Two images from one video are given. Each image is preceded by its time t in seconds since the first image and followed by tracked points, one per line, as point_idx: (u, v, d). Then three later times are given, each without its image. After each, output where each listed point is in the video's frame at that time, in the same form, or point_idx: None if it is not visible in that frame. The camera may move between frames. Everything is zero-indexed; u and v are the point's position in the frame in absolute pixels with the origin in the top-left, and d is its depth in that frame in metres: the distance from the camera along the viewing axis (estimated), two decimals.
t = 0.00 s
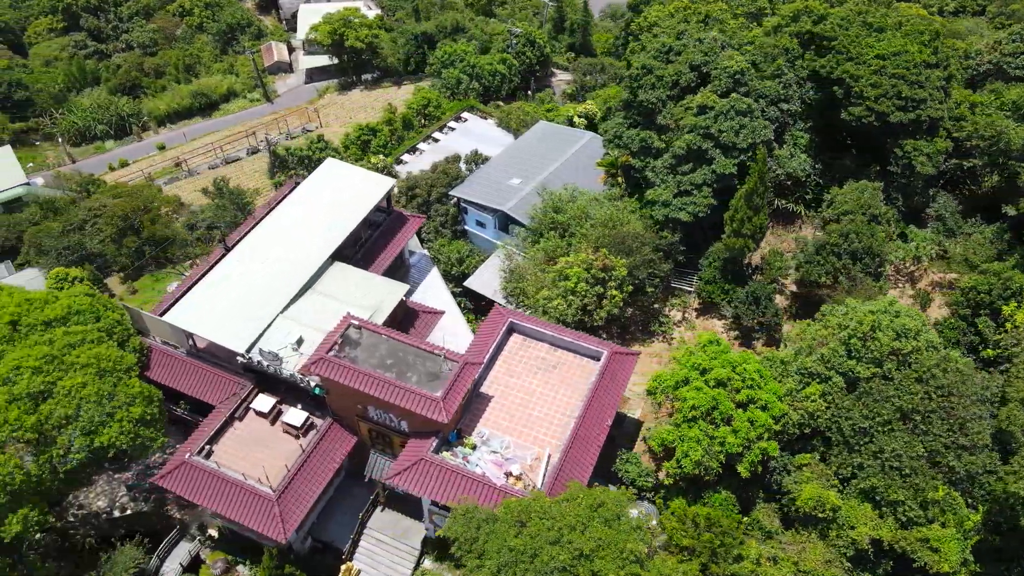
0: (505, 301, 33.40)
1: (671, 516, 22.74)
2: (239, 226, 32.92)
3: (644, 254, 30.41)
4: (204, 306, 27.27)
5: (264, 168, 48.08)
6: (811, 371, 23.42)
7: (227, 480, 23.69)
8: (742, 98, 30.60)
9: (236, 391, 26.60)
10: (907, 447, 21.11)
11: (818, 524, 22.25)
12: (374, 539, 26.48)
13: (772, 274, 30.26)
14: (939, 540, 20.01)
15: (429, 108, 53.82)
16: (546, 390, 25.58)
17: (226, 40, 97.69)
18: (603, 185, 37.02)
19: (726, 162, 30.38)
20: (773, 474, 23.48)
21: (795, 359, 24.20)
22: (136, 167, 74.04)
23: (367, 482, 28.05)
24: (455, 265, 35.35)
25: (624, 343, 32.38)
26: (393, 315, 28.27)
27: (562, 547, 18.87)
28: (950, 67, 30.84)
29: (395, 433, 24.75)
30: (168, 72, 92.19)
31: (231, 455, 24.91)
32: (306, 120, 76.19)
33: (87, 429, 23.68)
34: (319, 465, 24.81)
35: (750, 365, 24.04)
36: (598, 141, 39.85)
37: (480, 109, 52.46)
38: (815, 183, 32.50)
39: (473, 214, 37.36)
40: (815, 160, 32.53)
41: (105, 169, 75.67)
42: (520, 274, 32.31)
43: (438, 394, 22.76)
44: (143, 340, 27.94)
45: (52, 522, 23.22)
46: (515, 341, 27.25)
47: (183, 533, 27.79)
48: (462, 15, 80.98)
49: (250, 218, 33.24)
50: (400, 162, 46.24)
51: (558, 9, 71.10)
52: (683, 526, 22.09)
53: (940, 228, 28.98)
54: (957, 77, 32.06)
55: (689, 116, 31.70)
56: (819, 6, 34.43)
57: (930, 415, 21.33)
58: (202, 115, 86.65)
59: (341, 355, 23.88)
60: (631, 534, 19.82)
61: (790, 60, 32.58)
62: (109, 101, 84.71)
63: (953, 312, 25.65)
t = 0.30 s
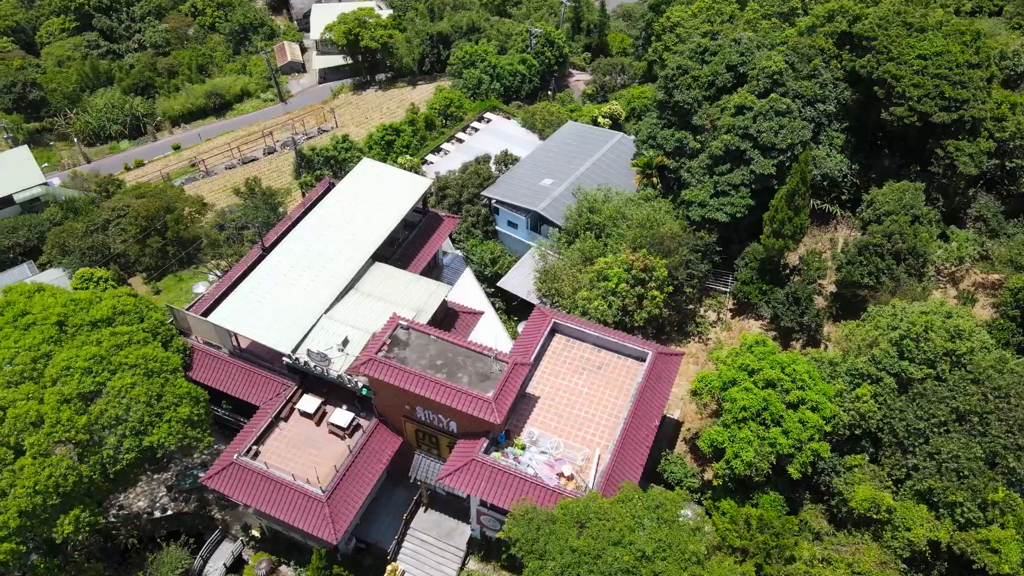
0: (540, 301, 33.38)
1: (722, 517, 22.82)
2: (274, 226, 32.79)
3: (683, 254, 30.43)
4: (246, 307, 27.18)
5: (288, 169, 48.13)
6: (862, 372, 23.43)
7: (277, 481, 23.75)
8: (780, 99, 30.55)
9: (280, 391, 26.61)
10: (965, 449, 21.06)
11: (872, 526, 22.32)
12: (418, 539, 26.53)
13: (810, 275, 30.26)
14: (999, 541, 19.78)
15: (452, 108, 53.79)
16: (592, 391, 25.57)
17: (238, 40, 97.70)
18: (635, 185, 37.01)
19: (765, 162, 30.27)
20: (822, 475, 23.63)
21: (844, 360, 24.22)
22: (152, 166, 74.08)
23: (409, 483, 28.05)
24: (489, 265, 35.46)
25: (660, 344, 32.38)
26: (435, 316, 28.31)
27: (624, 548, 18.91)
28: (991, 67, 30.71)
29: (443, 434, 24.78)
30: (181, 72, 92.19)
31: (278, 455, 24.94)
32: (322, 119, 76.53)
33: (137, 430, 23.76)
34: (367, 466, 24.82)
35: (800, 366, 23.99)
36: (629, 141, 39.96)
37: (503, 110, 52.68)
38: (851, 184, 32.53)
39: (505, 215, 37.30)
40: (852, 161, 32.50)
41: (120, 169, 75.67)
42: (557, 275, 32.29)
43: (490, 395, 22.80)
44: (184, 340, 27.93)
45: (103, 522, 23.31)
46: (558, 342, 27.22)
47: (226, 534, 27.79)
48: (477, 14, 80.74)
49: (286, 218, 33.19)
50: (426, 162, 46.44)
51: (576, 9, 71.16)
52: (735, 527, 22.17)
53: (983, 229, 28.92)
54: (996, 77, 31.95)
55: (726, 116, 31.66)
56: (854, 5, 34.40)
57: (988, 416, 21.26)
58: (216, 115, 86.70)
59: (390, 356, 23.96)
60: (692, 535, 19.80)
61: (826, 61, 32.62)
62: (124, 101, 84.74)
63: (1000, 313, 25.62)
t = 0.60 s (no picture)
0: (576, 301, 33.43)
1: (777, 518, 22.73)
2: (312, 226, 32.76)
3: (724, 255, 30.36)
4: (291, 307, 27.14)
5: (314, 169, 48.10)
6: (916, 373, 23.43)
7: (329, 482, 23.75)
8: (822, 99, 30.48)
9: (327, 393, 26.59)
10: None
11: (928, 527, 22.27)
12: (465, 540, 26.51)
13: (851, 276, 30.19)
14: None
15: (475, 108, 53.75)
16: (641, 392, 25.48)
17: (251, 40, 97.72)
18: (668, 185, 37.04)
19: (807, 163, 30.20)
20: (874, 477, 23.43)
21: (896, 361, 24.19)
22: (169, 166, 74.06)
23: (453, 484, 28.00)
24: (524, 266, 35.46)
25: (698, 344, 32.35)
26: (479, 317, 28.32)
27: (690, 550, 18.85)
28: None
29: (493, 434, 24.76)
30: (194, 72, 92.19)
31: (328, 456, 24.94)
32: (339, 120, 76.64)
33: (189, 431, 23.76)
34: (417, 468, 24.78)
35: (852, 367, 23.90)
36: (661, 140, 39.94)
37: (526, 110, 52.73)
38: (890, 185, 32.50)
39: (539, 215, 37.33)
40: (891, 162, 32.48)
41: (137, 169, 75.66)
42: (595, 275, 32.30)
43: (544, 397, 22.80)
44: (229, 340, 27.92)
45: (156, 523, 23.32)
46: (604, 343, 27.15)
47: (270, 535, 27.74)
48: (492, 14, 80.71)
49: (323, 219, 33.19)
50: (454, 163, 46.53)
51: (593, 9, 71.17)
52: (792, 528, 22.10)
53: None
54: None
55: (766, 116, 31.59)
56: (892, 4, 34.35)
57: None
58: (231, 115, 86.69)
59: (443, 356, 23.97)
60: (755, 537, 19.71)
61: (865, 61, 32.56)
62: (138, 101, 84.72)
63: None
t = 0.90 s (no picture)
0: (614, 302, 33.33)
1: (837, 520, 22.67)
2: (354, 228, 32.94)
3: (768, 255, 30.27)
4: (338, 308, 27.10)
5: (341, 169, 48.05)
6: (974, 374, 23.46)
7: (384, 483, 23.71)
8: (866, 99, 30.40)
9: (376, 394, 26.55)
10: None
11: (989, 530, 22.55)
12: (514, 542, 26.46)
13: (895, 277, 30.12)
14: None
15: (499, 108, 53.63)
16: (693, 393, 25.37)
17: (265, 40, 97.69)
18: (704, 185, 37.03)
19: (851, 163, 30.09)
20: (930, 479, 23.40)
21: (952, 364, 24.19)
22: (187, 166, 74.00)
23: (499, 486, 27.92)
24: (561, 266, 35.49)
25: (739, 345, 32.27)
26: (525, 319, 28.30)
27: (761, 553, 18.73)
28: None
29: (546, 435, 24.75)
30: (208, 72, 92.10)
31: (380, 458, 24.88)
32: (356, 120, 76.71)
33: (244, 432, 23.73)
34: (469, 469, 24.70)
35: (908, 368, 23.81)
36: (695, 140, 39.93)
37: (552, 111, 52.85)
38: (931, 185, 32.50)
39: (574, 215, 37.46)
40: (933, 162, 32.44)
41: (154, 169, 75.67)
42: (636, 276, 32.20)
43: (602, 398, 22.76)
44: (276, 340, 27.88)
45: (212, 524, 23.30)
46: (652, 343, 27.05)
47: (317, 536, 27.61)
48: (509, 14, 80.66)
49: (364, 221, 33.33)
50: (482, 163, 46.59)
51: (612, 9, 71.15)
52: (854, 531, 22.04)
53: None
54: None
55: (808, 117, 31.52)
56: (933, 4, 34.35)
57: None
58: (246, 115, 86.68)
59: (498, 357, 23.98)
60: (824, 539, 19.56)
61: (908, 61, 32.54)
62: (154, 101, 84.69)
63: None
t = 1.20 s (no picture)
0: (655, 303, 33.26)
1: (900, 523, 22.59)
2: (395, 229, 32.95)
3: (815, 256, 30.15)
4: (389, 308, 27.05)
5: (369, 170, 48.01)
6: None
7: (441, 485, 23.68)
8: (912, 100, 30.35)
9: (428, 395, 26.51)
10: None
11: None
12: (565, 544, 26.40)
13: (941, 278, 30.04)
14: None
15: (525, 109, 53.50)
16: (747, 395, 25.29)
17: (279, 40, 97.64)
18: (741, 186, 36.96)
19: (898, 164, 29.99)
20: (988, 481, 23.53)
21: (1011, 366, 24.37)
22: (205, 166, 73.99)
23: (548, 488, 27.91)
24: (600, 267, 35.49)
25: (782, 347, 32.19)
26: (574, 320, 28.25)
27: (835, 555, 18.71)
28: None
29: (601, 437, 24.69)
30: (223, 72, 91.98)
31: (435, 459, 24.84)
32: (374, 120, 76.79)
33: (301, 434, 23.70)
34: (525, 471, 24.66)
35: (967, 370, 23.74)
36: (729, 140, 39.90)
37: (578, 112, 53.04)
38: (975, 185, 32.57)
39: (611, 216, 37.42)
40: (976, 163, 32.43)
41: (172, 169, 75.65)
42: (678, 277, 32.12)
43: (662, 400, 22.71)
44: (326, 341, 27.84)
45: (270, 526, 23.27)
46: (703, 345, 26.95)
47: (365, 538, 27.44)
48: (526, 14, 80.61)
49: (406, 222, 33.32)
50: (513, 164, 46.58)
51: (632, 9, 71.15)
52: (917, 534, 21.99)
53: None
54: None
55: (852, 118, 31.44)
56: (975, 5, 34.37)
57: None
58: (262, 115, 86.65)
59: (555, 359, 23.96)
60: (895, 542, 19.49)
61: (952, 62, 32.51)
62: (170, 101, 84.66)
63: None
